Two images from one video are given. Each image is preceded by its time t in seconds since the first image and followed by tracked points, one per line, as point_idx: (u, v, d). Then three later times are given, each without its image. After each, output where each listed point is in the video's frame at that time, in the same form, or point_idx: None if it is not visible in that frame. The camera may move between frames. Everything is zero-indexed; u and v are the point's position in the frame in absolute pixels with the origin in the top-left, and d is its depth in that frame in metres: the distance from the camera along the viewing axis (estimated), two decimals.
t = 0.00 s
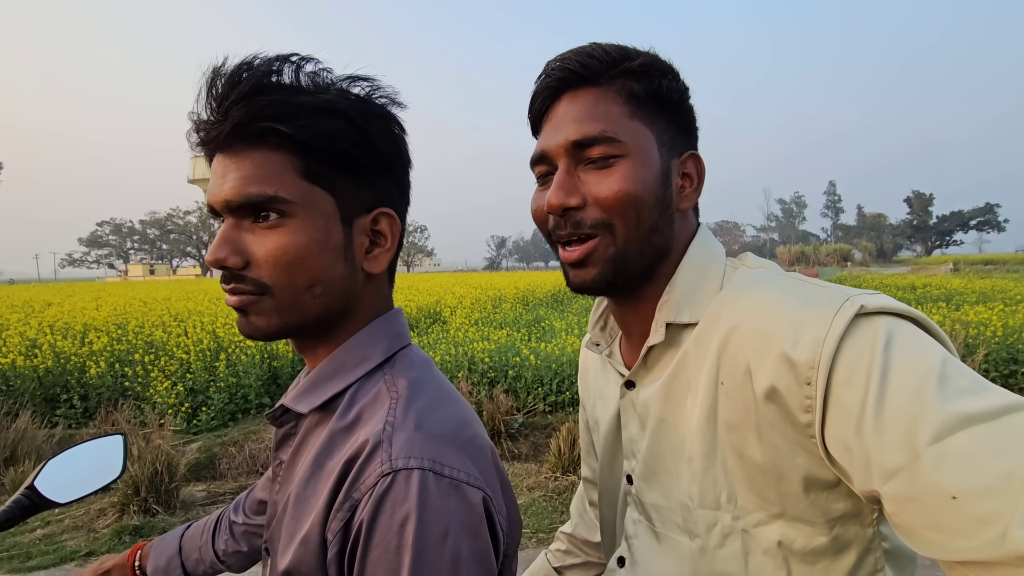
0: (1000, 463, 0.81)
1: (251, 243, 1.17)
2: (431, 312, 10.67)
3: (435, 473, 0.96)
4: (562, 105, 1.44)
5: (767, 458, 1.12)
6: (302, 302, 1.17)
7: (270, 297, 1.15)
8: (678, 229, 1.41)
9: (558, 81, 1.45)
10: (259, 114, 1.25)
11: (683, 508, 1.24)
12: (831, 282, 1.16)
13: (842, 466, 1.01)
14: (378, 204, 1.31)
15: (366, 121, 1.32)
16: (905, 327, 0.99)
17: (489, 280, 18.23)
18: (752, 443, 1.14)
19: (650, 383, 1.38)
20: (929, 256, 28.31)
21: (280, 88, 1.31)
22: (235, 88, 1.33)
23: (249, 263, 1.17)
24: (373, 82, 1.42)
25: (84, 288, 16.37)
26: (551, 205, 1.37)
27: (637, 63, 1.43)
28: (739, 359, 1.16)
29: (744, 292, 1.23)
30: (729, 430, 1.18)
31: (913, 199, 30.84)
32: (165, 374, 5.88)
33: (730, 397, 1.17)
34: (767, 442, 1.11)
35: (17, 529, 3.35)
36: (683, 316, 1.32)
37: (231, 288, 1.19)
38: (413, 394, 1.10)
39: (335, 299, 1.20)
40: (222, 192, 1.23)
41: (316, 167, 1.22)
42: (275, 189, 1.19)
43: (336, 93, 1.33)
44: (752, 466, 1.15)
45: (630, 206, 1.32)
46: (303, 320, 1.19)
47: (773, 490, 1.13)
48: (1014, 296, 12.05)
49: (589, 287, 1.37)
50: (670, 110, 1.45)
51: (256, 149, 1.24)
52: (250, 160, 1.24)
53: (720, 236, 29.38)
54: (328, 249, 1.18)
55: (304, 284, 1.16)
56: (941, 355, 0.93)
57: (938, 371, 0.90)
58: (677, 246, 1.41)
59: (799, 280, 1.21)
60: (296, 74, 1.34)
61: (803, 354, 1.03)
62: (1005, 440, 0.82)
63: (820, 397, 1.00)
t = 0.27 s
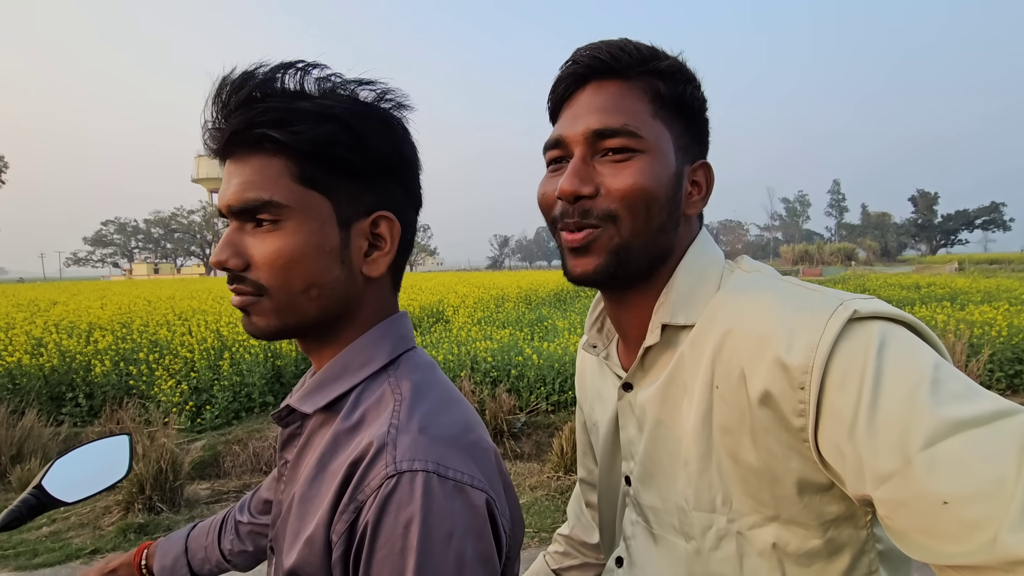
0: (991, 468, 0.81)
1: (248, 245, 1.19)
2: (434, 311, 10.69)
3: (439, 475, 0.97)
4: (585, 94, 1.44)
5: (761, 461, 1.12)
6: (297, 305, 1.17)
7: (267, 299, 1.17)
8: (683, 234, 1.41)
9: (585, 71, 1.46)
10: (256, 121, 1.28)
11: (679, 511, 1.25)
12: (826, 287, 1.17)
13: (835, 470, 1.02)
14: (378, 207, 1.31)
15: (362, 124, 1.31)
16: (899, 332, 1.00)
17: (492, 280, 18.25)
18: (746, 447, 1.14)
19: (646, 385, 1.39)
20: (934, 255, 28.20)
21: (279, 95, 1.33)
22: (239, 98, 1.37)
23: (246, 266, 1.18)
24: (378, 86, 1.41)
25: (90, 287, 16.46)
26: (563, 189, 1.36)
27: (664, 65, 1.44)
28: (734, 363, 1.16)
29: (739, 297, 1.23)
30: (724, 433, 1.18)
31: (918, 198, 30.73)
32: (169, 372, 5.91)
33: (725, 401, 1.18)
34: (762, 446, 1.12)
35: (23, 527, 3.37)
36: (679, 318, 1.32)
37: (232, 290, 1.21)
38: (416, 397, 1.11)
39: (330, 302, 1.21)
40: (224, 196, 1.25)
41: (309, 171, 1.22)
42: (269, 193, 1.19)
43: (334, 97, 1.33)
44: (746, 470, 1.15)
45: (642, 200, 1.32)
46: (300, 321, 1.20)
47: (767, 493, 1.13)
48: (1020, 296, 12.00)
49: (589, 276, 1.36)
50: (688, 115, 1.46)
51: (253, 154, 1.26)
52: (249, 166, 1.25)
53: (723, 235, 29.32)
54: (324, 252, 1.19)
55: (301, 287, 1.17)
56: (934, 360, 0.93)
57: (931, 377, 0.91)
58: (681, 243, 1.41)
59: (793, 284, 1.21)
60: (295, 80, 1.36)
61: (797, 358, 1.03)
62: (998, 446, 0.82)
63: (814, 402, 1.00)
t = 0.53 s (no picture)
0: (988, 458, 0.81)
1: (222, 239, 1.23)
2: (438, 310, 10.71)
3: (429, 461, 0.97)
4: (591, 85, 1.43)
5: (761, 451, 1.13)
6: (267, 297, 1.19)
7: (243, 290, 1.20)
8: (689, 221, 1.42)
9: (590, 62, 1.45)
10: (224, 122, 1.33)
11: (679, 500, 1.25)
12: (829, 278, 1.17)
13: (836, 460, 1.02)
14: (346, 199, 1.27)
15: (319, 111, 1.28)
16: (901, 323, 0.99)
17: (496, 279, 18.25)
18: (747, 438, 1.14)
19: (649, 376, 1.39)
20: (940, 255, 28.06)
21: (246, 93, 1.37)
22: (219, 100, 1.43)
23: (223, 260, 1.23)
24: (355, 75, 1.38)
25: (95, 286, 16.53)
26: (581, 178, 1.34)
27: (667, 56, 1.46)
28: (736, 354, 1.16)
29: (741, 288, 1.23)
30: (725, 423, 1.18)
31: (925, 197, 30.58)
32: (174, 370, 5.94)
33: (727, 391, 1.18)
34: (762, 436, 1.12)
35: (30, 521, 3.40)
36: (683, 309, 1.33)
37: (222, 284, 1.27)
38: (409, 385, 1.11)
39: (300, 295, 1.21)
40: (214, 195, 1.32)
41: (270, 166, 1.24)
42: (237, 190, 1.23)
43: (293, 89, 1.32)
44: (747, 460, 1.15)
45: (660, 187, 1.33)
46: (277, 314, 1.22)
47: (767, 482, 1.13)
48: None
49: (609, 266, 1.35)
50: (689, 106, 1.48)
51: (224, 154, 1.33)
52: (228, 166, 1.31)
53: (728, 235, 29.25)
54: (288, 244, 1.19)
55: (267, 280, 1.18)
56: (935, 351, 0.93)
57: (931, 367, 0.90)
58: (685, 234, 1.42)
59: (796, 276, 1.21)
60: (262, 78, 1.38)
61: (798, 349, 1.03)
62: (997, 436, 0.82)
63: (815, 392, 1.00)
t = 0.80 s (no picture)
0: (1000, 470, 0.80)
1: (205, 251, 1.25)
2: (441, 310, 10.71)
3: (412, 471, 0.97)
4: (524, 129, 1.47)
5: (767, 461, 1.12)
6: (247, 307, 1.20)
7: (227, 300, 1.22)
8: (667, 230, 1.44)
9: (514, 110, 1.49)
10: (200, 136, 1.36)
11: (676, 510, 1.24)
12: (838, 287, 1.16)
13: (843, 470, 1.02)
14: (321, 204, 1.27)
15: (289, 118, 1.30)
16: (911, 332, 0.99)
17: (499, 278, 18.25)
18: (753, 446, 1.14)
19: (651, 386, 1.38)
20: (944, 255, 27.95)
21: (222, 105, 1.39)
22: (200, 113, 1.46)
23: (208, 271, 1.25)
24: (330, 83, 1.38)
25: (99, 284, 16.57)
26: (540, 214, 1.36)
27: (580, 77, 1.47)
28: (744, 362, 1.16)
29: (749, 294, 1.22)
30: (731, 432, 1.17)
31: (929, 197, 30.46)
32: (177, 370, 5.96)
33: (733, 399, 1.17)
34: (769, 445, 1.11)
35: (33, 521, 3.41)
36: (685, 319, 1.32)
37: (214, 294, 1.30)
38: (396, 393, 1.11)
39: (278, 304, 1.21)
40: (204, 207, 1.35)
41: (242, 176, 1.26)
42: (216, 202, 1.25)
43: (265, 99, 1.34)
44: (752, 469, 1.15)
45: (614, 192, 1.33)
46: (260, 323, 1.23)
47: (771, 492, 1.13)
48: None
49: (595, 279, 1.35)
50: (629, 114, 1.48)
51: (203, 167, 1.36)
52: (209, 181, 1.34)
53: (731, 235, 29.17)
54: (262, 254, 1.20)
55: (246, 289, 1.19)
56: (945, 361, 0.93)
57: (942, 377, 0.90)
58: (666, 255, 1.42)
59: (803, 283, 1.21)
60: (238, 89, 1.40)
61: (808, 357, 1.03)
62: (1008, 448, 0.82)
63: (825, 400, 1.00)
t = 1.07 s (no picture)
0: (983, 468, 0.80)
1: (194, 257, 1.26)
2: (441, 311, 10.71)
3: (405, 483, 0.97)
4: (536, 124, 1.44)
5: (756, 464, 1.12)
6: (235, 314, 1.20)
7: (216, 307, 1.23)
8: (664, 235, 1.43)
9: (527, 103, 1.46)
10: (184, 142, 1.36)
11: (671, 515, 1.24)
12: (821, 287, 1.16)
13: (830, 470, 1.01)
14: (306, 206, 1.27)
15: (270, 122, 1.29)
16: (893, 332, 0.99)
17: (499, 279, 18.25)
18: (741, 449, 1.14)
19: (642, 392, 1.38)
20: (945, 255, 27.94)
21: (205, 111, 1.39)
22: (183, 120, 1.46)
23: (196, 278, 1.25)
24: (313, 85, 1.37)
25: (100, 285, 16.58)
26: (545, 215, 1.35)
27: (600, 78, 1.46)
28: (730, 365, 1.15)
29: (734, 297, 1.22)
30: (720, 435, 1.17)
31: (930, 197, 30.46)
32: (176, 371, 5.95)
33: (721, 403, 1.17)
34: (758, 448, 1.11)
35: (32, 523, 3.41)
36: (674, 325, 1.31)
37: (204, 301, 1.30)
38: (390, 401, 1.10)
39: (266, 310, 1.21)
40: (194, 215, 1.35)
41: (226, 183, 1.26)
42: (202, 209, 1.26)
43: (246, 103, 1.34)
44: (741, 473, 1.14)
45: (624, 204, 1.32)
46: (249, 330, 1.23)
47: (761, 496, 1.13)
48: None
49: (592, 290, 1.34)
50: (638, 121, 1.48)
51: (187, 173, 1.37)
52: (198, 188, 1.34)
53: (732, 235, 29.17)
54: (248, 259, 1.20)
55: (233, 296, 1.19)
56: (927, 360, 0.92)
57: (924, 376, 0.90)
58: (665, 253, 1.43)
59: (786, 284, 1.21)
60: (219, 95, 1.40)
61: (792, 358, 1.03)
62: (991, 445, 0.81)
63: (810, 402, 1.00)
